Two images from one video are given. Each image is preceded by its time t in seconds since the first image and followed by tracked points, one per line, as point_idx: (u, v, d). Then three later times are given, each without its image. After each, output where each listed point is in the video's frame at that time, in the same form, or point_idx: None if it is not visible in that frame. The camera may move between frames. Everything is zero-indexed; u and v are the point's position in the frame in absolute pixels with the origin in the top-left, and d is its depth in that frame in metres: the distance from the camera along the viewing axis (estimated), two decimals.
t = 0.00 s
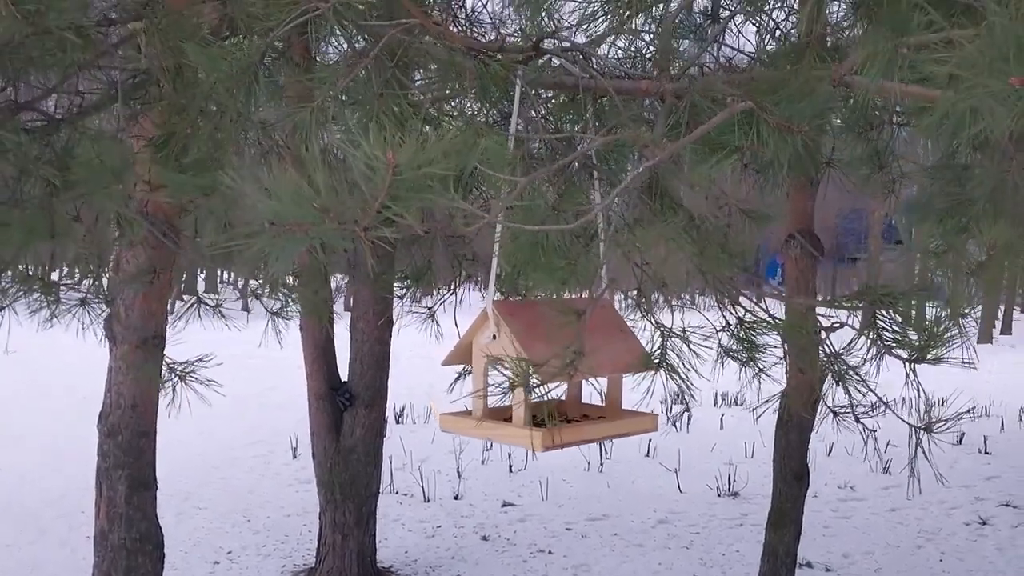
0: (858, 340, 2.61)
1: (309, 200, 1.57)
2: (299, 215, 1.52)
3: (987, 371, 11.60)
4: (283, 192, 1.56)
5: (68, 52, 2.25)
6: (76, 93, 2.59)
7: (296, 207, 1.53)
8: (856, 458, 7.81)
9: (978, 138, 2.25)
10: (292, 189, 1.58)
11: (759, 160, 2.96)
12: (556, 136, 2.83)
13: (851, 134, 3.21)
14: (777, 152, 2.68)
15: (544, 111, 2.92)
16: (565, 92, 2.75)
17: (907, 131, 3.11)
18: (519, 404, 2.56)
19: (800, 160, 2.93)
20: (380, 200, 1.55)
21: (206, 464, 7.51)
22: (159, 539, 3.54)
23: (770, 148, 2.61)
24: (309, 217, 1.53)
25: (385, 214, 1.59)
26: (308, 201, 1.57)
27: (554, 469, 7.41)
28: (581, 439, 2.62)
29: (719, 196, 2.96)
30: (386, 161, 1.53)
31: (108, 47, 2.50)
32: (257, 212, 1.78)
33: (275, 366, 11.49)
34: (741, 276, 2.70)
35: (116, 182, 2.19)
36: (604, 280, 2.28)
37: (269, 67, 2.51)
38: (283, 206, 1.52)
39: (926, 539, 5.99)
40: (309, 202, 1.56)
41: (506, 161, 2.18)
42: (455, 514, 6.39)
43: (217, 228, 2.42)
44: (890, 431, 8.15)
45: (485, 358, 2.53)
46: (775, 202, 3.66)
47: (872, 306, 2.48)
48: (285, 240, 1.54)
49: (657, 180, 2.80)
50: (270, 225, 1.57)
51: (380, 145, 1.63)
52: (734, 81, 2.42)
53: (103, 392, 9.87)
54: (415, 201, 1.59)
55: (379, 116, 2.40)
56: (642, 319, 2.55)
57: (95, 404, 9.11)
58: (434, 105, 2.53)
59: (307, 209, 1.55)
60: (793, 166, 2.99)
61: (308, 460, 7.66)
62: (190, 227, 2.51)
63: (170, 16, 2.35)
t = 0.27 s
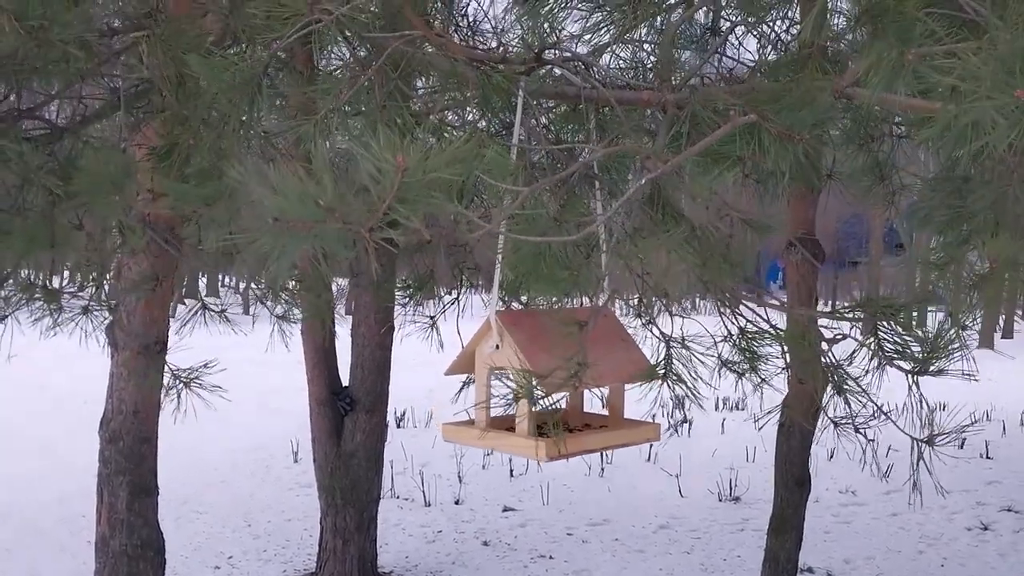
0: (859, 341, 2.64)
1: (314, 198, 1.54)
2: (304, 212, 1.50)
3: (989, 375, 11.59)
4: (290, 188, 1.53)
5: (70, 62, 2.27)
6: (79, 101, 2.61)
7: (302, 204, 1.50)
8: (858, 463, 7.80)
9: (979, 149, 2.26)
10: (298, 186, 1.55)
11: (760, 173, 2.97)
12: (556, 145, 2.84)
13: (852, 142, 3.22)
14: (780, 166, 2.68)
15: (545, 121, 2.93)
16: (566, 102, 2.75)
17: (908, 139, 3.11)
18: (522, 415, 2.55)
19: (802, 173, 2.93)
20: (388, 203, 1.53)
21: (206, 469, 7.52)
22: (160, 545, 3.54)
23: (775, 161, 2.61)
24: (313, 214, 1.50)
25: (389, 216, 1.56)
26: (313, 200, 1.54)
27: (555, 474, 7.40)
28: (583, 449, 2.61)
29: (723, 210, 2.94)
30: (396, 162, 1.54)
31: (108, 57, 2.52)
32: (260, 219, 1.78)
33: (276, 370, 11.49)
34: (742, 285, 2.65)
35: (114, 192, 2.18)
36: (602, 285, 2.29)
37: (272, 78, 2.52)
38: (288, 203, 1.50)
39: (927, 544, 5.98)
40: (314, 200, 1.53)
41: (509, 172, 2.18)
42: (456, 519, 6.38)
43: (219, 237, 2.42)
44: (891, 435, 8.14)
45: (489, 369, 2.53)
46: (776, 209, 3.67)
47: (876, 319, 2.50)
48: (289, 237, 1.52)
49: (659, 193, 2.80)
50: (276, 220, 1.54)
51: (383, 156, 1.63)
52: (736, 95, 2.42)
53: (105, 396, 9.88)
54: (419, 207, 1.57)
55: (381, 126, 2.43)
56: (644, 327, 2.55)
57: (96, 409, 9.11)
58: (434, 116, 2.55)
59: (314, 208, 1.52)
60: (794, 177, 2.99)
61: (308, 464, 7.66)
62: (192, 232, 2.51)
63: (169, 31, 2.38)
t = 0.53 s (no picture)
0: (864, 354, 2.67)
1: (314, 211, 1.54)
2: (304, 226, 1.50)
3: (993, 380, 11.56)
4: (291, 203, 1.53)
5: (74, 71, 2.28)
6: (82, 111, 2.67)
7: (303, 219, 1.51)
8: (861, 468, 7.78)
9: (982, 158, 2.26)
10: (298, 199, 1.55)
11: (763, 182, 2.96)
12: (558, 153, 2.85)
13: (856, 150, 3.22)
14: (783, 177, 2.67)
15: (547, 129, 2.94)
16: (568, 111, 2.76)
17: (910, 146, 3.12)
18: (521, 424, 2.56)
19: (803, 178, 2.94)
20: (386, 216, 1.53)
21: (209, 474, 7.52)
22: (164, 551, 3.54)
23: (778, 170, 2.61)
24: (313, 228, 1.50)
25: (388, 229, 1.56)
26: (313, 213, 1.54)
27: (558, 480, 7.39)
28: (583, 458, 2.61)
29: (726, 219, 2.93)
30: (393, 175, 1.54)
31: (112, 66, 2.54)
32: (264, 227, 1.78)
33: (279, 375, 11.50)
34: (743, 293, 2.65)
35: (115, 201, 2.28)
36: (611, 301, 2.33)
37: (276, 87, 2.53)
38: (289, 216, 1.50)
39: (931, 550, 5.97)
40: (314, 214, 1.53)
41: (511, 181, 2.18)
42: (459, 524, 6.38)
43: (222, 245, 2.43)
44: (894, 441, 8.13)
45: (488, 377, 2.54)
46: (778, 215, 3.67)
47: (879, 329, 2.50)
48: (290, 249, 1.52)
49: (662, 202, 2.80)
50: (276, 233, 1.55)
51: (385, 167, 1.62)
52: (739, 104, 2.43)
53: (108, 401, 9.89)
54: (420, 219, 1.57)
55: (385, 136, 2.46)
56: (647, 337, 2.55)
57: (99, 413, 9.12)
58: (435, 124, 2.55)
59: (314, 220, 1.52)
60: (797, 186, 3.00)
61: (311, 469, 7.66)
62: (196, 239, 2.52)
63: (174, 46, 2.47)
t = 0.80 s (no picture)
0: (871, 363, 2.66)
1: (310, 236, 1.58)
2: (302, 251, 1.55)
3: (997, 386, 11.54)
4: (286, 230, 1.58)
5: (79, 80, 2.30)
6: (86, 120, 2.72)
7: (302, 244, 1.56)
8: (866, 473, 7.77)
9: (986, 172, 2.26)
10: (296, 224, 1.60)
11: (766, 191, 2.96)
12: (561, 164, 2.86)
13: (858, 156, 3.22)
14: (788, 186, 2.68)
15: (550, 138, 2.96)
16: (572, 120, 2.77)
17: (913, 153, 3.12)
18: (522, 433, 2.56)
19: (806, 187, 2.95)
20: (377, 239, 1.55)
21: (213, 479, 7.53)
22: (168, 557, 3.54)
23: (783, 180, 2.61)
24: (308, 254, 1.55)
25: (384, 249, 1.58)
26: (310, 235, 1.58)
27: (562, 485, 7.39)
28: (585, 468, 2.61)
29: (729, 228, 2.93)
30: (386, 195, 1.54)
31: (116, 75, 2.56)
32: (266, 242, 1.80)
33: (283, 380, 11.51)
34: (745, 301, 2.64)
35: (117, 213, 2.28)
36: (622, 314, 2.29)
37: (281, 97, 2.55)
38: (285, 241, 1.56)
39: (937, 556, 5.95)
40: (311, 238, 1.56)
41: (514, 191, 2.20)
42: (463, 530, 6.38)
43: (227, 253, 2.44)
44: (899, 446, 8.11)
45: (489, 386, 2.56)
46: (781, 221, 3.68)
47: (883, 339, 2.50)
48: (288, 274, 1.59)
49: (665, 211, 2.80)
50: (277, 259, 1.62)
51: (382, 184, 1.63)
52: (742, 115, 2.44)
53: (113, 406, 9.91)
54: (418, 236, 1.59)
55: (388, 144, 2.46)
56: (651, 346, 2.56)
57: (104, 417, 9.15)
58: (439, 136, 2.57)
59: (307, 243, 1.57)
60: (800, 195, 3.01)
61: (315, 475, 7.67)
62: (200, 247, 2.53)
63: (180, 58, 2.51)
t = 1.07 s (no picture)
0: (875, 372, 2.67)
1: (316, 247, 1.57)
2: (308, 264, 1.54)
3: (1001, 389, 11.51)
4: (292, 241, 1.58)
5: (83, 87, 2.31)
6: (89, 127, 2.75)
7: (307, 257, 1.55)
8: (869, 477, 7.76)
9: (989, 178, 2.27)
10: (300, 237, 1.59)
11: (769, 198, 2.96)
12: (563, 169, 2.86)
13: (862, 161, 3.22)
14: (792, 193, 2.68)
15: (552, 143, 2.96)
16: (575, 126, 2.77)
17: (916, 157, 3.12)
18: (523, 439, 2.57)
19: (809, 193, 2.95)
20: (383, 251, 1.55)
21: (216, 482, 7.54)
22: (171, 561, 3.55)
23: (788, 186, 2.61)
24: (314, 265, 1.54)
25: (389, 260, 1.58)
26: (315, 247, 1.58)
27: (565, 489, 7.39)
28: (587, 475, 2.61)
29: (732, 235, 2.93)
30: (389, 207, 1.55)
31: (120, 81, 2.57)
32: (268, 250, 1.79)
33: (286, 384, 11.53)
34: (747, 307, 2.64)
35: (122, 220, 2.29)
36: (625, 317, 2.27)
37: (285, 104, 2.56)
38: (292, 254, 1.54)
39: (941, 560, 5.94)
40: (317, 249, 1.56)
41: (516, 197, 2.20)
42: (466, 533, 6.37)
43: (230, 259, 2.45)
44: (903, 450, 8.09)
45: (492, 391, 2.57)
46: (784, 226, 3.68)
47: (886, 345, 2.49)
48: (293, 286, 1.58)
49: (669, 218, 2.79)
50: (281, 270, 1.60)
51: (385, 195, 1.63)
52: (746, 122, 2.45)
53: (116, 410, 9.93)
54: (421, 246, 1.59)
55: (392, 151, 2.48)
56: (653, 354, 2.54)
57: (107, 421, 9.17)
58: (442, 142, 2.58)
59: (316, 254, 1.57)
60: (802, 200, 3.01)
61: (318, 478, 7.68)
62: (203, 253, 2.54)
63: (186, 67, 2.55)
